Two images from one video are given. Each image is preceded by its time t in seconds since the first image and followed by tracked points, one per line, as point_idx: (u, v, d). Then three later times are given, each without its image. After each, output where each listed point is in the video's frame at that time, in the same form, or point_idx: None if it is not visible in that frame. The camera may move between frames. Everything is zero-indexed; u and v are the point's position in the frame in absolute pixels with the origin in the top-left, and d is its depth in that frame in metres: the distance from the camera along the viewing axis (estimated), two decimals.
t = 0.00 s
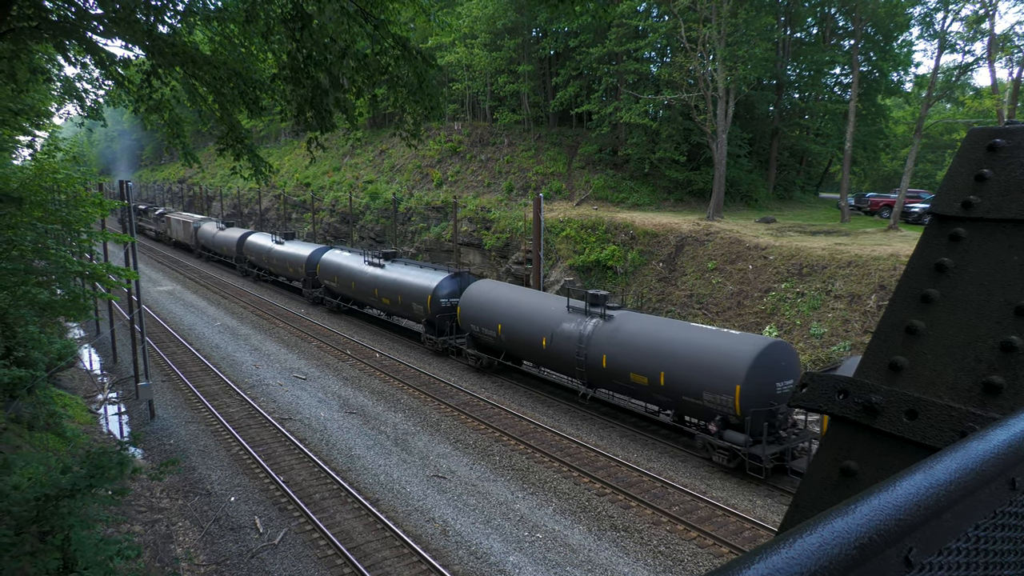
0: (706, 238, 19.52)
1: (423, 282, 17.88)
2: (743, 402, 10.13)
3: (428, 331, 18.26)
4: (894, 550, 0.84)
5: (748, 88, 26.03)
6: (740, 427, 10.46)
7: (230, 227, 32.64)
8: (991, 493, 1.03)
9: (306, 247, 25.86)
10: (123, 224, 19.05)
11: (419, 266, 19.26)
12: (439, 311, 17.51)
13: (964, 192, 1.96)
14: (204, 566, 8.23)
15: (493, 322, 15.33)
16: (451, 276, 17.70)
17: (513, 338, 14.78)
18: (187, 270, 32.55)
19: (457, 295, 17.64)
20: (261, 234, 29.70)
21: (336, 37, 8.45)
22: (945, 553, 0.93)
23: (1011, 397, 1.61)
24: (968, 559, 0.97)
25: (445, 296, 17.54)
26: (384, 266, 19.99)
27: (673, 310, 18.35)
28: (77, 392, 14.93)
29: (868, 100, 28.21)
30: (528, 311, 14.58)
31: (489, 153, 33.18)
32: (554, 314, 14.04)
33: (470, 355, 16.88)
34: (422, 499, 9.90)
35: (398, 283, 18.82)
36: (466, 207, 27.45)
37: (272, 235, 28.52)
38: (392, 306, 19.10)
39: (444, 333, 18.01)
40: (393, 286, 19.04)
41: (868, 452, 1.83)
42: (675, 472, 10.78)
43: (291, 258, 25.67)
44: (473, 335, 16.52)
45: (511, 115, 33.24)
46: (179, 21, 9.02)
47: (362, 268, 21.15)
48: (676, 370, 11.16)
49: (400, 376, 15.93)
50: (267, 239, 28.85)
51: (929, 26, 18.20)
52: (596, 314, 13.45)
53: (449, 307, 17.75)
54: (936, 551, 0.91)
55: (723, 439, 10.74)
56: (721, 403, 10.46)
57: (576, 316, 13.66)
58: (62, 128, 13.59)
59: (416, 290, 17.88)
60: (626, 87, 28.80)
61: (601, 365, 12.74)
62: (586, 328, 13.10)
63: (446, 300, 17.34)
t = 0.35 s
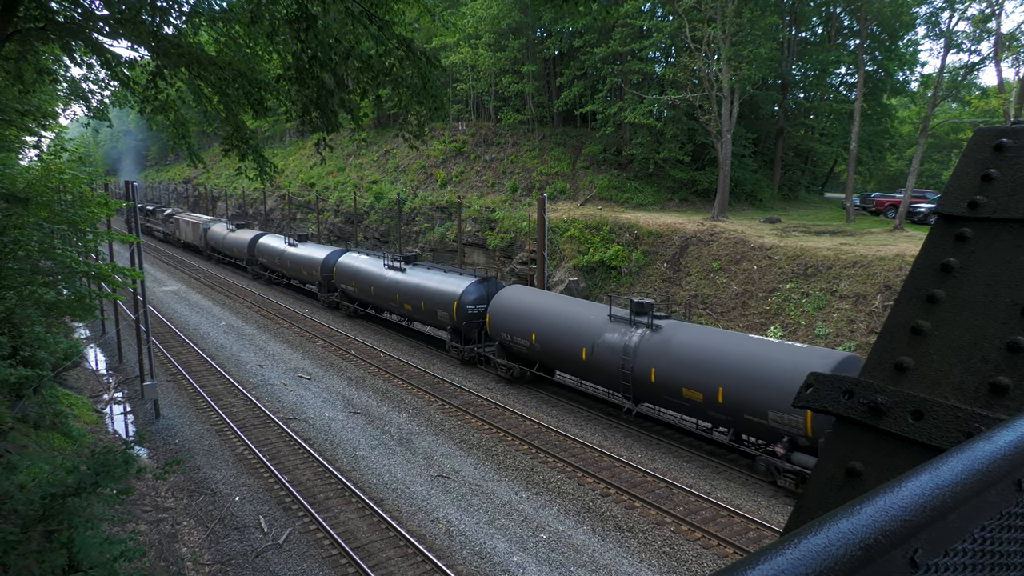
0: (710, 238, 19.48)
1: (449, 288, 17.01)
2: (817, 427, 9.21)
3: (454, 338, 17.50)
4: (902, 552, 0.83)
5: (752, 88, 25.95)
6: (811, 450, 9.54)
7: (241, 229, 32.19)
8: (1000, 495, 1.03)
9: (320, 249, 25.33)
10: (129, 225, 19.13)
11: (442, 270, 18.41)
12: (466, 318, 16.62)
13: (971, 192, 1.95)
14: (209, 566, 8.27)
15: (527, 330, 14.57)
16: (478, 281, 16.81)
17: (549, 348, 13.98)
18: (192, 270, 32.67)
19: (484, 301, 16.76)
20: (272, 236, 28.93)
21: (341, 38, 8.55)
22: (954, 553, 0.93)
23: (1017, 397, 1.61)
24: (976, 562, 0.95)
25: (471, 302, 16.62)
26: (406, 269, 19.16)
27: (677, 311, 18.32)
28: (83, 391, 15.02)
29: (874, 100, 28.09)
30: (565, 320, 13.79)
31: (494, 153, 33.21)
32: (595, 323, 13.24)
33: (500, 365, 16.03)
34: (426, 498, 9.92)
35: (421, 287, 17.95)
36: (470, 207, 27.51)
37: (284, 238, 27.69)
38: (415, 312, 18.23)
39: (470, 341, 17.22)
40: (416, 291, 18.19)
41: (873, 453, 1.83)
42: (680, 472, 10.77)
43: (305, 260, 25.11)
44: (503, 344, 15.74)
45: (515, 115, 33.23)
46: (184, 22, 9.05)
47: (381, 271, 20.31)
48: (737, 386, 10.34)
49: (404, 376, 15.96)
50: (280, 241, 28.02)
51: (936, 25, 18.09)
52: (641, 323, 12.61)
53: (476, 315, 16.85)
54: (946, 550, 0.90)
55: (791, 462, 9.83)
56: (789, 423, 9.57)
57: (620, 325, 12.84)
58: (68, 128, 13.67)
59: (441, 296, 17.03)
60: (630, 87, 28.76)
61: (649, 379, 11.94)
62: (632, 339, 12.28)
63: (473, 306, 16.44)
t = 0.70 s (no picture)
0: (715, 238, 19.45)
1: (476, 294, 16.11)
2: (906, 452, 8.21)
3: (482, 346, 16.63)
4: (906, 551, 0.83)
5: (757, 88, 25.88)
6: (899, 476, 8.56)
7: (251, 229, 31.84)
8: (1011, 497, 1.02)
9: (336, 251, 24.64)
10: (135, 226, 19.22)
11: (468, 275, 17.51)
12: (496, 326, 15.73)
13: (977, 193, 1.95)
14: (214, 565, 8.31)
15: (565, 340, 13.66)
16: (507, 287, 15.87)
17: (591, 360, 13.04)
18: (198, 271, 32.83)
19: (514, 307, 15.84)
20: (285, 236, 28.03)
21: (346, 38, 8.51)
22: (961, 553, 0.92)
23: None
24: (981, 563, 0.94)
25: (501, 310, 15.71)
26: (429, 274, 18.26)
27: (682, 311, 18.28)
28: (90, 391, 15.12)
29: (880, 100, 27.97)
30: (608, 329, 12.85)
31: (499, 153, 33.21)
32: (642, 334, 12.30)
33: (534, 377, 15.11)
34: (431, 498, 9.94)
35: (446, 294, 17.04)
36: (475, 207, 27.54)
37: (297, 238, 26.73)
38: (439, 318, 17.36)
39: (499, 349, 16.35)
40: (440, 297, 17.30)
41: (879, 454, 1.82)
42: (684, 472, 10.77)
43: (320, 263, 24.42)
44: (537, 354, 14.82)
45: (520, 115, 33.24)
46: (190, 23, 9.08)
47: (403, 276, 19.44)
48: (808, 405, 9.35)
49: (409, 376, 15.98)
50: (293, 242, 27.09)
51: (942, 25, 17.98)
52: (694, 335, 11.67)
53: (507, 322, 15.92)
54: (952, 552, 0.90)
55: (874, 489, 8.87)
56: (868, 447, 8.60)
57: (670, 337, 11.91)
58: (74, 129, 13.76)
59: (467, 303, 16.13)
60: (635, 87, 28.73)
61: (704, 395, 11.02)
62: (685, 352, 11.33)
63: (503, 314, 15.55)
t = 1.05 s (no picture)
0: (718, 238, 19.43)
1: (504, 300, 15.40)
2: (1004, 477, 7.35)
3: (510, 355, 15.78)
4: (911, 552, 0.82)
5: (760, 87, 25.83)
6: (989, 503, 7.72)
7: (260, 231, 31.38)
8: (1015, 496, 1.01)
9: (350, 255, 23.82)
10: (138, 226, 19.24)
11: (494, 280, 16.80)
12: (526, 335, 14.96)
13: (981, 192, 1.94)
14: (218, 565, 8.33)
15: (605, 351, 12.76)
16: (538, 292, 15.13)
17: (634, 372, 12.13)
18: (201, 271, 32.95)
19: (544, 314, 15.11)
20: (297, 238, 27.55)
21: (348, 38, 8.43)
22: (967, 554, 0.91)
23: None
24: (986, 563, 0.94)
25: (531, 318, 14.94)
26: (452, 279, 17.55)
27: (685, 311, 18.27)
28: (93, 391, 15.17)
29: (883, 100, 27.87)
30: (651, 341, 11.99)
31: (501, 153, 33.21)
32: (690, 346, 11.45)
33: (568, 389, 14.19)
34: (433, 499, 9.94)
35: (472, 300, 16.32)
36: (477, 207, 27.56)
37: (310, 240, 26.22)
38: (464, 325, 16.62)
39: (530, 359, 15.49)
40: (465, 303, 16.60)
41: (883, 454, 1.82)
42: (687, 472, 10.76)
43: (334, 267, 23.57)
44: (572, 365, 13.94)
45: (522, 115, 33.26)
46: (192, 23, 9.05)
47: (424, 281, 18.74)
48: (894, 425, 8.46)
49: (412, 376, 16.01)
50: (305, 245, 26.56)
51: (946, 24, 17.91)
52: (751, 347, 10.84)
53: (538, 330, 15.14)
54: (958, 551, 0.89)
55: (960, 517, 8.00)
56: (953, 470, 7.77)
57: (724, 349, 11.06)
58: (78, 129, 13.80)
59: (496, 309, 15.39)
60: (637, 87, 28.72)
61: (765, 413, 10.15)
62: (743, 366, 10.49)
63: (534, 322, 14.79)
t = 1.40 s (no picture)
0: (719, 238, 19.40)
1: (534, 307, 14.63)
2: None
3: (540, 366, 14.93)
4: (912, 552, 0.82)
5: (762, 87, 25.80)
6: None
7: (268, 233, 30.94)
8: (1016, 497, 1.01)
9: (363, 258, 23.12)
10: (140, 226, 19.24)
11: (521, 285, 16.01)
12: (558, 345, 14.19)
13: (982, 193, 1.95)
14: (219, 564, 8.33)
15: (649, 364, 11.86)
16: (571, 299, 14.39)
17: (683, 387, 11.23)
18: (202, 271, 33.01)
19: (577, 322, 14.35)
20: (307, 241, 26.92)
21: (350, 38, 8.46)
22: (968, 554, 0.91)
23: None
24: (987, 563, 0.94)
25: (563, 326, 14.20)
26: (476, 284, 16.80)
27: (686, 311, 18.26)
28: (94, 391, 15.19)
29: (885, 99, 27.81)
30: (701, 354, 11.08)
31: (502, 153, 33.24)
32: (746, 359, 10.55)
33: (604, 403, 13.29)
34: (434, 499, 9.95)
35: (499, 307, 15.58)
36: (478, 207, 27.57)
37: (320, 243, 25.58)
38: (490, 333, 15.86)
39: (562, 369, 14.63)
40: (491, 309, 15.83)
41: (884, 454, 1.82)
42: (688, 472, 10.76)
43: (348, 270, 22.86)
44: (610, 378, 13.03)
45: (523, 116, 33.26)
46: (194, 23, 9.05)
47: (445, 286, 17.92)
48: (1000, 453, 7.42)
49: (413, 376, 16.03)
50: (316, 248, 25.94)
51: (948, 24, 17.86)
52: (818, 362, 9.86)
53: (570, 340, 14.36)
54: (959, 551, 0.89)
55: None
56: None
57: (786, 363, 10.07)
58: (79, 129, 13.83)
59: (525, 317, 14.65)
60: (639, 87, 28.71)
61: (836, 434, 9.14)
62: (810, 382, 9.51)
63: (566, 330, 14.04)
